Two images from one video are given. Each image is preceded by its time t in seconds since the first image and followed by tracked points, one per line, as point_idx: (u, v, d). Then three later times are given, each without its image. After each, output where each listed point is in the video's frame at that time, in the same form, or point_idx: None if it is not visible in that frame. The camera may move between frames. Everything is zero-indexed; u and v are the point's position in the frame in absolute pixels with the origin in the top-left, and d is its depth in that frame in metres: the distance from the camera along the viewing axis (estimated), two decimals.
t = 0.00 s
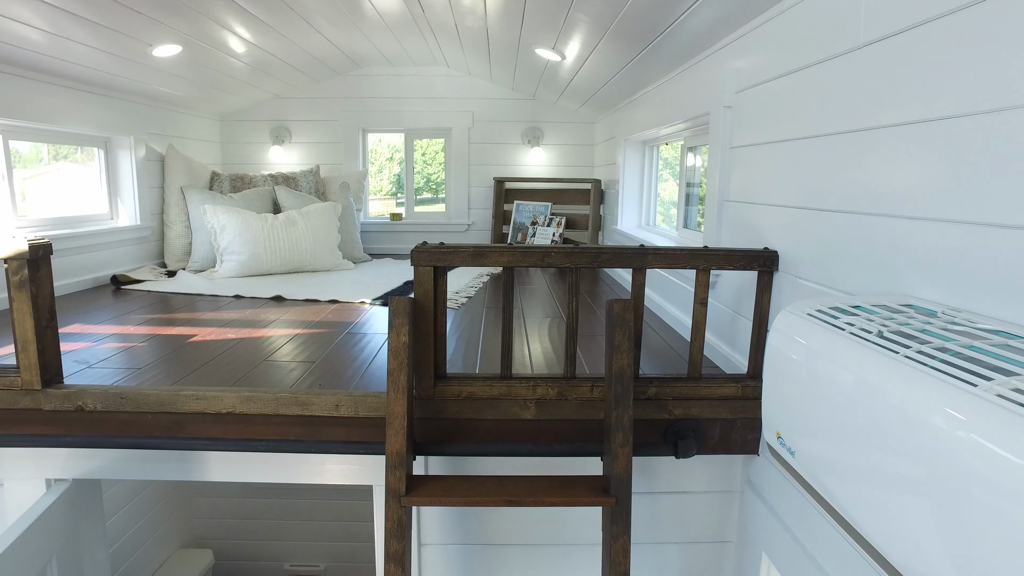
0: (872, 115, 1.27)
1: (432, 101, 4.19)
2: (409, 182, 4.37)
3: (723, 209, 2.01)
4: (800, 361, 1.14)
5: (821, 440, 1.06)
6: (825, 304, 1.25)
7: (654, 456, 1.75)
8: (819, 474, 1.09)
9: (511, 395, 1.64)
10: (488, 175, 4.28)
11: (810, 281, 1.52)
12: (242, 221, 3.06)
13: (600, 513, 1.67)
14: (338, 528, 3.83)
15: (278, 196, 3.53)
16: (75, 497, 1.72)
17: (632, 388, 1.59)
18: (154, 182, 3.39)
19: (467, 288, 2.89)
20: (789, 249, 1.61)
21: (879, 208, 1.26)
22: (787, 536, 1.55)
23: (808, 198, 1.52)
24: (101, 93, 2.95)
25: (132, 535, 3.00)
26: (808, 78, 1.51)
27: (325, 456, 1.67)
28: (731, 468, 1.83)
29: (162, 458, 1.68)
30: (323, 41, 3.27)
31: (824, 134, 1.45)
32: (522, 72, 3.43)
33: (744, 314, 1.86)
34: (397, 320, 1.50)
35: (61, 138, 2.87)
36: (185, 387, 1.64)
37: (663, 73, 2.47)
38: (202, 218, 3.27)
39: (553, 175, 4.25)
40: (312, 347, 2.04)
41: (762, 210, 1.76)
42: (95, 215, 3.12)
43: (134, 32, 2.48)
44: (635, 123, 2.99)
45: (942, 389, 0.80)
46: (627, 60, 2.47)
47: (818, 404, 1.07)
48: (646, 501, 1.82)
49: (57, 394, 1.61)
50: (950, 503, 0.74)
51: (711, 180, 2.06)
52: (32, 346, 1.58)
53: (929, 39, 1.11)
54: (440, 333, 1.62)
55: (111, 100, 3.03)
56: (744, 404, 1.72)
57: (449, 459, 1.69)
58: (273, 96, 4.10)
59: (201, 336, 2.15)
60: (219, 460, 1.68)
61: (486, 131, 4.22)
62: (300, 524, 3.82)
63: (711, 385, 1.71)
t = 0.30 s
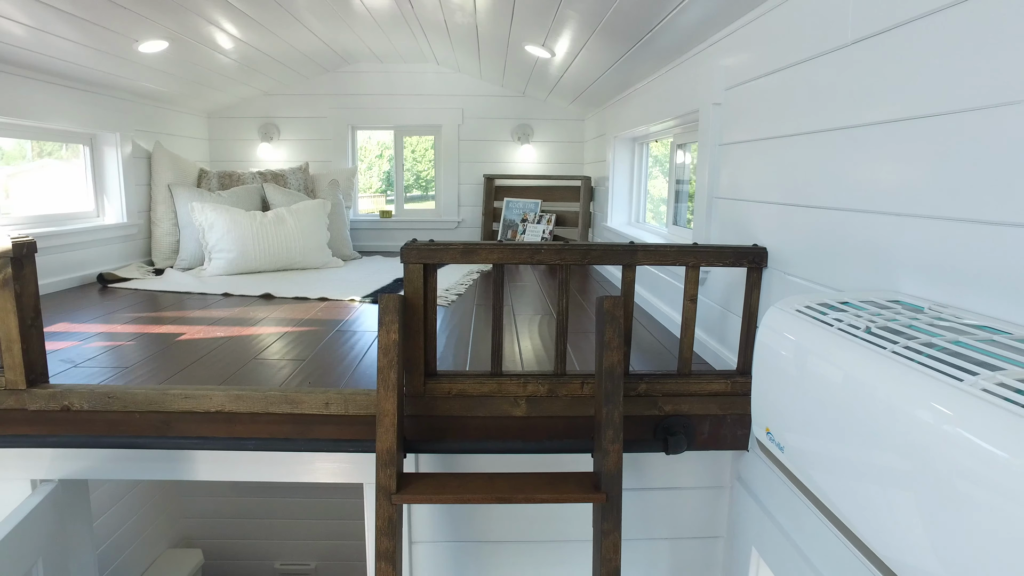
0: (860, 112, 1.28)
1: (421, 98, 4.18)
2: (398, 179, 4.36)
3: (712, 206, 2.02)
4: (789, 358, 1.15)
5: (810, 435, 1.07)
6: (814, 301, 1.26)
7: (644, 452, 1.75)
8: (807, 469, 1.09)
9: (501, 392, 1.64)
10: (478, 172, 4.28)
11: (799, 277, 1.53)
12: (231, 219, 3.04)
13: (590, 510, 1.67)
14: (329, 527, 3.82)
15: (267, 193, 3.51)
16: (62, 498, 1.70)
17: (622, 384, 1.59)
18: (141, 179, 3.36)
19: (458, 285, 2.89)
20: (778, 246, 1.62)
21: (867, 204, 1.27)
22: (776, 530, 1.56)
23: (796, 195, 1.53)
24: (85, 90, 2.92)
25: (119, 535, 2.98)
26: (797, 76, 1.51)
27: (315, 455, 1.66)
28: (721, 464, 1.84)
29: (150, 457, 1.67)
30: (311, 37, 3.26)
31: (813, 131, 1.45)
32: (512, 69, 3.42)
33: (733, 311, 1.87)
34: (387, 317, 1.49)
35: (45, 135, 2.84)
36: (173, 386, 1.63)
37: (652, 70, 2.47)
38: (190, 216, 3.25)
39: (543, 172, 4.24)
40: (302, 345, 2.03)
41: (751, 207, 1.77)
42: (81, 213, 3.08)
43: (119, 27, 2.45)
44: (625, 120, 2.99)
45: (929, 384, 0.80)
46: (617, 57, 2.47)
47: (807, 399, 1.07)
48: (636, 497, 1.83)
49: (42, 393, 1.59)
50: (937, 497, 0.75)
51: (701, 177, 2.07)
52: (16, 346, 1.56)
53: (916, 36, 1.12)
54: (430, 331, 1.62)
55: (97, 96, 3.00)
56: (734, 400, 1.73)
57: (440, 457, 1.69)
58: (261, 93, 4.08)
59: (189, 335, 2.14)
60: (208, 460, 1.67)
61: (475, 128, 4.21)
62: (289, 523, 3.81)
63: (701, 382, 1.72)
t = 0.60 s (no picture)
0: (853, 110, 1.29)
1: (415, 96, 4.17)
2: (392, 178, 4.35)
3: (706, 204, 2.03)
4: (783, 356, 1.15)
5: (804, 432, 1.07)
6: (807, 299, 1.26)
7: (638, 450, 1.76)
8: (801, 466, 1.10)
9: (496, 391, 1.64)
10: (472, 171, 4.27)
11: (792, 275, 1.54)
12: (224, 218, 3.03)
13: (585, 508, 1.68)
14: (323, 526, 3.81)
15: (261, 192, 3.49)
16: (54, 498, 1.69)
17: (616, 382, 1.59)
18: (134, 178, 3.34)
19: (452, 284, 2.88)
20: (772, 244, 1.63)
21: (860, 202, 1.27)
22: (770, 527, 1.57)
23: (790, 194, 1.53)
24: (76, 88, 2.90)
25: (112, 536, 2.97)
26: (790, 75, 1.52)
27: (310, 454, 1.66)
28: (716, 461, 1.84)
29: (144, 457, 1.66)
30: (304, 36, 3.24)
31: (806, 130, 1.46)
32: (506, 67, 3.42)
33: (727, 309, 1.88)
34: (381, 316, 1.49)
35: (36, 133, 2.82)
36: (166, 385, 1.62)
37: (646, 68, 2.48)
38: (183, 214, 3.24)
39: (537, 170, 4.25)
40: (296, 344, 2.03)
41: (745, 205, 1.77)
42: (72, 212, 3.06)
43: (111, 25, 2.44)
44: (619, 118, 3.00)
45: (921, 382, 0.81)
46: (611, 55, 2.47)
47: (800, 397, 1.08)
48: (631, 495, 1.83)
49: (34, 394, 1.58)
50: (928, 492, 0.76)
51: (695, 176, 2.07)
52: (8, 346, 1.56)
53: (909, 35, 1.13)
54: (424, 330, 1.62)
55: (88, 94, 2.98)
56: (728, 398, 1.73)
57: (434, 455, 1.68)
58: (254, 91, 4.06)
59: (183, 334, 2.13)
60: (202, 460, 1.66)
61: (469, 127, 4.21)
62: (284, 523, 3.80)
63: (695, 380, 1.72)
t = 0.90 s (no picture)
0: (856, 111, 1.29)
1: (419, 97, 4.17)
2: (395, 179, 4.36)
3: (710, 205, 2.02)
4: (786, 357, 1.15)
5: (807, 433, 1.07)
6: (810, 300, 1.26)
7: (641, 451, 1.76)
8: (804, 468, 1.09)
9: (498, 392, 1.64)
10: (475, 171, 4.28)
11: (796, 276, 1.53)
12: (227, 218, 3.04)
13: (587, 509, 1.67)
14: (326, 526, 3.82)
15: (264, 193, 3.50)
16: (58, 498, 1.70)
17: (619, 383, 1.59)
18: (137, 179, 3.35)
19: (455, 284, 2.89)
20: (775, 245, 1.62)
21: (863, 203, 1.27)
22: (773, 528, 1.57)
23: (793, 195, 1.53)
24: (80, 89, 2.91)
25: (116, 535, 2.97)
26: (794, 75, 1.52)
27: (313, 454, 1.66)
28: (719, 462, 1.84)
29: (147, 457, 1.66)
30: (307, 36, 3.25)
31: (810, 131, 1.45)
32: (509, 68, 3.42)
33: (730, 310, 1.88)
34: (384, 317, 1.49)
35: (40, 134, 2.83)
36: (169, 386, 1.62)
37: (649, 69, 2.48)
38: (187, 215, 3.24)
39: (540, 171, 4.25)
40: (299, 344, 2.03)
41: (748, 206, 1.77)
42: (76, 212, 3.07)
43: (115, 26, 2.45)
44: (622, 119, 2.99)
45: (925, 383, 0.80)
46: (614, 56, 2.47)
47: (803, 397, 1.07)
48: (634, 496, 1.83)
49: (38, 394, 1.59)
50: (931, 494, 0.75)
51: (698, 176, 2.07)
52: (12, 347, 1.56)
53: (914, 35, 1.12)
54: (427, 331, 1.62)
55: (92, 95, 2.99)
56: (731, 399, 1.73)
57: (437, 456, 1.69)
58: (257, 92, 4.07)
59: (186, 334, 2.13)
60: (205, 460, 1.66)
61: (473, 128, 4.21)
62: (287, 523, 3.80)
63: (698, 381, 1.72)
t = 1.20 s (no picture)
0: (870, 114, 1.28)
1: (431, 100, 4.19)
2: (407, 182, 4.37)
3: (721, 208, 2.02)
4: (799, 361, 1.14)
5: (820, 439, 1.06)
6: (823, 304, 1.25)
7: (652, 455, 1.75)
8: (817, 473, 1.08)
9: (509, 395, 1.64)
10: (486, 175, 4.28)
11: (809, 281, 1.52)
12: (240, 221, 3.06)
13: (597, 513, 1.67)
14: (337, 528, 3.83)
15: (277, 196, 3.53)
16: (73, 498, 1.71)
17: (631, 387, 1.58)
18: (152, 182, 3.39)
19: (466, 287, 2.89)
20: (788, 249, 1.61)
21: (877, 206, 1.26)
22: (785, 534, 1.55)
23: (806, 198, 1.52)
24: (97, 93, 2.95)
25: (129, 535, 3.00)
26: (807, 78, 1.51)
27: (324, 456, 1.67)
28: (730, 468, 1.83)
29: (160, 457, 1.68)
30: (320, 41, 3.27)
31: (823, 134, 1.45)
32: (521, 71, 3.43)
33: (742, 314, 1.87)
34: (396, 319, 1.49)
35: (58, 138, 2.86)
36: (182, 386, 1.64)
37: (661, 72, 2.47)
38: (200, 217, 3.27)
39: (551, 175, 4.25)
40: (311, 346, 2.04)
41: (760, 209, 1.76)
42: (93, 215, 3.11)
43: (132, 32, 2.48)
44: (633, 122, 2.99)
45: (940, 389, 0.79)
46: (626, 59, 2.47)
47: (816, 403, 1.07)
48: (645, 500, 1.82)
49: (55, 394, 1.61)
50: (947, 502, 0.75)
51: (710, 180, 2.06)
52: (30, 347, 1.58)
53: (929, 37, 1.11)
54: (439, 334, 1.62)
55: (109, 100, 3.03)
56: (742, 404, 1.72)
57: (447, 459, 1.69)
58: (271, 95, 4.10)
59: (199, 336, 2.15)
60: (217, 460, 1.68)
61: (484, 131, 4.22)
62: (298, 524, 3.82)
63: (709, 385, 1.71)
